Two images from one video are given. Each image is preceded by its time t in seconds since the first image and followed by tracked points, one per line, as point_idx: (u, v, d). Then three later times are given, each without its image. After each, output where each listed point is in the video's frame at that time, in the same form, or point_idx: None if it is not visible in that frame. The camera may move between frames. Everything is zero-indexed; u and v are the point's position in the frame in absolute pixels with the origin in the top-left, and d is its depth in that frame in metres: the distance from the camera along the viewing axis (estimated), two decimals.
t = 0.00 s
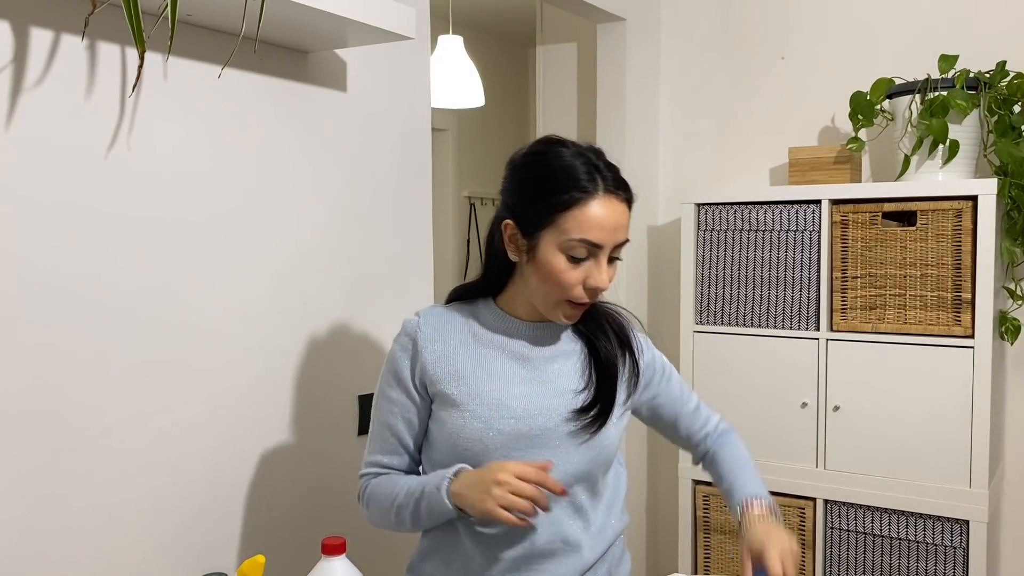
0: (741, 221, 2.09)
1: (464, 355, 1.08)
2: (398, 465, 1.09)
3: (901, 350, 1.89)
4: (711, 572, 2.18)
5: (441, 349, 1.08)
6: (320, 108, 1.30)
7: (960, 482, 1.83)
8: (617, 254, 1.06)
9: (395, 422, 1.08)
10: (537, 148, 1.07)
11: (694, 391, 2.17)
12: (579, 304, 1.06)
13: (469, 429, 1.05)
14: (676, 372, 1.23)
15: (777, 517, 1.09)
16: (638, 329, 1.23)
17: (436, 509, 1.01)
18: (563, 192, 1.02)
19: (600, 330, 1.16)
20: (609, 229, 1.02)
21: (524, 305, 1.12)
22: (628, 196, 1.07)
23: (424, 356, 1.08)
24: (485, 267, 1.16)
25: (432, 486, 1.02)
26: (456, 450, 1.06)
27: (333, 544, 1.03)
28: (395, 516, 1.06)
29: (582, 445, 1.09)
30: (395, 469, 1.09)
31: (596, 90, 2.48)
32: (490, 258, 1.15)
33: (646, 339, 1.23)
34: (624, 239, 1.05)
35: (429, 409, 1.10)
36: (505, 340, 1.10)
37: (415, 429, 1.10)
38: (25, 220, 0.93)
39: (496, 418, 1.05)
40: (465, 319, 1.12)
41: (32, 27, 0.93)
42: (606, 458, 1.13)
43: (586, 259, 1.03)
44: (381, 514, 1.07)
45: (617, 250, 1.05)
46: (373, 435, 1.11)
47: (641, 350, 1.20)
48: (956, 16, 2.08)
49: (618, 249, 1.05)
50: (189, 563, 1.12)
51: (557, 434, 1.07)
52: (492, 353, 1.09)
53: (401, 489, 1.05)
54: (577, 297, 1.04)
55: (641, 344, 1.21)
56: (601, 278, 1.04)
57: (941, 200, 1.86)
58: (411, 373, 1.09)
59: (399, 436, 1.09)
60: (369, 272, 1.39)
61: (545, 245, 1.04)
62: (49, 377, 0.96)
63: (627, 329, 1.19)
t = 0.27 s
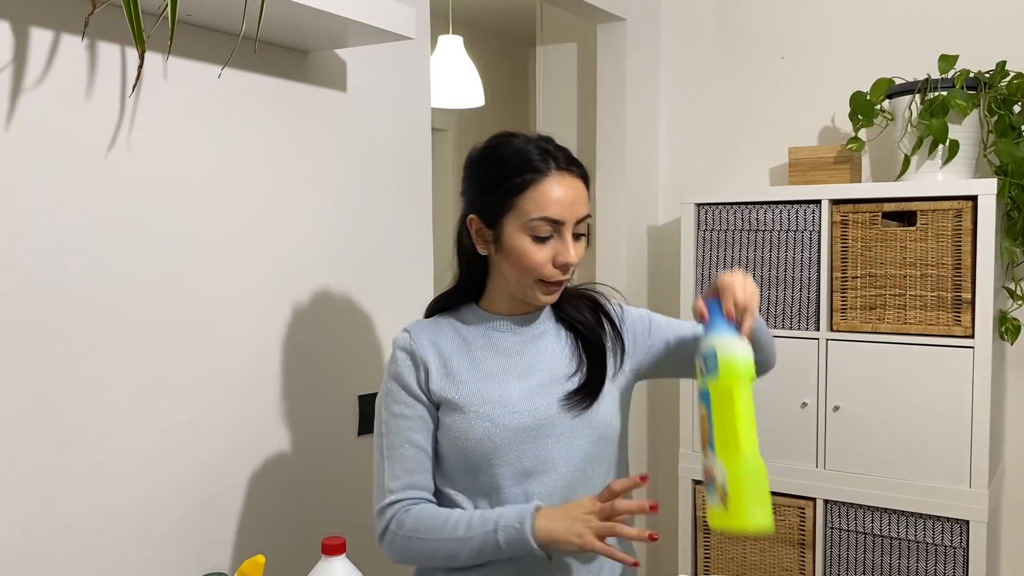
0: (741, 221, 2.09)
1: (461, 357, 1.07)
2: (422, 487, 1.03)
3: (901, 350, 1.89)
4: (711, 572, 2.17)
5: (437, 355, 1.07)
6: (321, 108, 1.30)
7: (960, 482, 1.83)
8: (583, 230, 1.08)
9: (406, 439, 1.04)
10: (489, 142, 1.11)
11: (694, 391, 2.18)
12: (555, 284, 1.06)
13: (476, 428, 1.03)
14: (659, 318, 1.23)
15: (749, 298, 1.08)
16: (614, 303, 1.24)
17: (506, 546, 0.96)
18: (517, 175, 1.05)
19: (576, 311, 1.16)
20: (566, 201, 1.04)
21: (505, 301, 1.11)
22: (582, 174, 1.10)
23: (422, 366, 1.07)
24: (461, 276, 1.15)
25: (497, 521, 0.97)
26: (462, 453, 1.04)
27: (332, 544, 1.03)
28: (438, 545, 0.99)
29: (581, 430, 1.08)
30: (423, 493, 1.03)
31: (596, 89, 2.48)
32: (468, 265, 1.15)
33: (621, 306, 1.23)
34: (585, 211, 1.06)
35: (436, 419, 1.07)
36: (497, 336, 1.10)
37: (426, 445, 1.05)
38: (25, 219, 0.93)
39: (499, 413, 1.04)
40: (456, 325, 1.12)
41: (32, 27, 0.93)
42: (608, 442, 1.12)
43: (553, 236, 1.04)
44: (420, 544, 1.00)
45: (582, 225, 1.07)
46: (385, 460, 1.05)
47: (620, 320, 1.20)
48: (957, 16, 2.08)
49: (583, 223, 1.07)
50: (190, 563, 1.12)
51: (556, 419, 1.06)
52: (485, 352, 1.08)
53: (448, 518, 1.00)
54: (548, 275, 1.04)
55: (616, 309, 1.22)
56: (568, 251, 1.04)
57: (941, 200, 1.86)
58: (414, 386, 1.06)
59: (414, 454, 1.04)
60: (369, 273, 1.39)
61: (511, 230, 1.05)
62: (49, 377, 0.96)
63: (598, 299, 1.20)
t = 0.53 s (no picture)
0: (741, 221, 2.10)
1: (462, 359, 1.07)
2: (443, 492, 1.02)
3: (901, 350, 1.89)
4: (711, 572, 2.17)
5: (439, 357, 1.07)
6: (321, 108, 1.30)
7: (960, 482, 1.83)
8: (559, 217, 1.06)
9: (418, 445, 1.03)
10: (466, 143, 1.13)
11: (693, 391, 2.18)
12: (534, 274, 1.05)
13: (481, 428, 1.03)
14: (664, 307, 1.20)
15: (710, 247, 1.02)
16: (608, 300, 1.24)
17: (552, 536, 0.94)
18: (486, 172, 1.06)
19: (568, 302, 1.16)
20: (536, 189, 1.04)
21: (495, 300, 1.12)
22: (556, 164, 1.09)
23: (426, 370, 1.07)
24: (455, 283, 1.17)
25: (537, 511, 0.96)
26: (470, 457, 1.04)
27: (333, 544, 1.03)
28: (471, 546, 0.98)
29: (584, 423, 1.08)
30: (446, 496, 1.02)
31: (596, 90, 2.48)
32: (462, 271, 1.17)
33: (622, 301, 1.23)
34: (560, 200, 1.06)
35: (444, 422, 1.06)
36: (496, 336, 1.10)
37: (438, 449, 1.04)
38: (25, 219, 0.93)
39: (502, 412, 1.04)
40: (455, 328, 1.12)
41: (32, 27, 0.93)
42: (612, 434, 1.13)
43: (526, 226, 1.04)
44: (453, 547, 0.98)
45: (556, 212, 1.05)
46: (402, 468, 1.04)
47: (612, 315, 1.21)
48: (956, 16, 2.08)
49: (557, 210, 1.05)
50: (190, 563, 1.12)
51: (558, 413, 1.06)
52: (486, 354, 1.08)
53: (481, 519, 0.98)
54: (524, 264, 1.03)
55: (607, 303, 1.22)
56: (542, 239, 1.03)
57: (941, 200, 1.86)
58: (420, 391, 1.06)
59: (428, 459, 1.03)
60: (369, 273, 1.39)
61: (485, 225, 1.06)
62: (50, 378, 0.96)
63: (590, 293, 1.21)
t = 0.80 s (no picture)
0: (741, 221, 2.10)
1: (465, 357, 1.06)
2: (441, 488, 1.01)
3: (900, 350, 1.89)
4: (711, 572, 2.17)
5: (441, 354, 1.06)
6: (321, 108, 1.30)
7: (960, 482, 1.83)
8: (545, 202, 1.04)
9: (420, 442, 1.02)
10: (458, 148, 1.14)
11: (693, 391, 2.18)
12: (521, 261, 1.03)
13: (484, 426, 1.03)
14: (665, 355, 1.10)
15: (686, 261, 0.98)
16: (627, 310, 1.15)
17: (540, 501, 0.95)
18: (471, 171, 1.07)
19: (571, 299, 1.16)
20: (516, 175, 1.03)
21: (494, 299, 1.11)
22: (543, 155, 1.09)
23: (427, 367, 1.05)
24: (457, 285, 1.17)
25: (525, 485, 0.96)
26: (472, 455, 1.03)
27: (332, 544, 1.02)
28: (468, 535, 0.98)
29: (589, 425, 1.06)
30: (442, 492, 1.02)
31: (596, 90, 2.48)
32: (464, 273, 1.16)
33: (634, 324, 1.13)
34: (543, 185, 1.04)
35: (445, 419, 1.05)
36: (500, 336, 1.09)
37: (440, 447, 1.03)
38: (24, 219, 0.93)
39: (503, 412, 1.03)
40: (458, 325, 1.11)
41: (31, 27, 0.93)
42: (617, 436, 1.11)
43: (509, 213, 1.03)
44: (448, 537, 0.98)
45: (540, 197, 1.04)
46: (402, 463, 1.03)
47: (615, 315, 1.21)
48: (956, 16, 2.08)
49: (540, 195, 1.04)
50: (190, 563, 1.12)
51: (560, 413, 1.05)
52: (488, 352, 1.07)
53: (472, 504, 0.98)
54: (508, 250, 1.02)
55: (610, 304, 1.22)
56: (523, 223, 1.01)
57: (941, 200, 1.86)
58: (422, 389, 1.04)
59: (429, 456, 1.02)
60: (369, 273, 1.39)
61: (472, 220, 1.06)
62: (49, 378, 0.96)
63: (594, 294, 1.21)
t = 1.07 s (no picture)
0: (741, 221, 2.10)
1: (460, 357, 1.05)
2: (432, 483, 1.00)
3: (900, 350, 1.89)
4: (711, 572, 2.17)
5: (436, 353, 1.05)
6: (321, 108, 1.30)
7: (960, 482, 1.83)
8: (523, 188, 1.02)
9: (413, 437, 1.01)
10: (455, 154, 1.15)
11: (693, 391, 2.18)
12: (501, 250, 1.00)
13: (477, 429, 1.01)
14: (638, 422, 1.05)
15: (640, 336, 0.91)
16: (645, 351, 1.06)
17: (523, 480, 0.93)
18: (456, 171, 1.08)
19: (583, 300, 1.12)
20: (490, 166, 1.02)
21: (490, 299, 1.08)
22: (525, 145, 1.07)
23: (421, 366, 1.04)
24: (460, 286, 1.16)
25: (507, 464, 0.94)
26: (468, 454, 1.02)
27: (332, 544, 1.02)
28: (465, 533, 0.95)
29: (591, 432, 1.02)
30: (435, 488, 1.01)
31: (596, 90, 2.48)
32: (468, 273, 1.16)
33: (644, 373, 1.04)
34: (521, 173, 1.02)
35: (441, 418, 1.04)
36: (500, 334, 1.06)
37: (434, 443, 1.02)
38: (25, 220, 0.93)
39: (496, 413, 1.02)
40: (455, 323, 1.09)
41: (32, 27, 0.93)
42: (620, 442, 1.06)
43: (485, 202, 1.02)
44: (435, 529, 0.96)
45: (516, 183, 1.02)
46: (396, 459, 1.02)
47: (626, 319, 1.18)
48: (955, 16, 2.08)
49: (516, 181, 1.02)
50: (190, 564, 1.12)
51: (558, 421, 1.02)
52: (489, 349, 1.05)
53: (458, 492, 0.97)
54: (485, 239, 1.00)
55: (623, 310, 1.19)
56: (497, 210, 1.00)
57: (941, 200, 1.86)
58: (417, 384, 1.03)
59: (423, 451, 1.01)
60: (369, 273, 1.39)
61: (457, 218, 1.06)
62: (50, 378, 0.96)
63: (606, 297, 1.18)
